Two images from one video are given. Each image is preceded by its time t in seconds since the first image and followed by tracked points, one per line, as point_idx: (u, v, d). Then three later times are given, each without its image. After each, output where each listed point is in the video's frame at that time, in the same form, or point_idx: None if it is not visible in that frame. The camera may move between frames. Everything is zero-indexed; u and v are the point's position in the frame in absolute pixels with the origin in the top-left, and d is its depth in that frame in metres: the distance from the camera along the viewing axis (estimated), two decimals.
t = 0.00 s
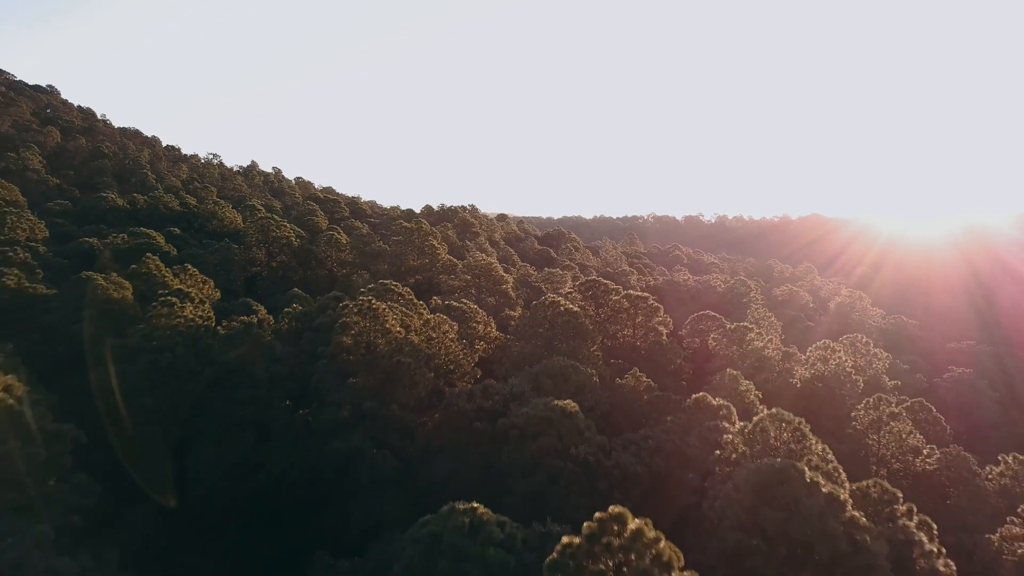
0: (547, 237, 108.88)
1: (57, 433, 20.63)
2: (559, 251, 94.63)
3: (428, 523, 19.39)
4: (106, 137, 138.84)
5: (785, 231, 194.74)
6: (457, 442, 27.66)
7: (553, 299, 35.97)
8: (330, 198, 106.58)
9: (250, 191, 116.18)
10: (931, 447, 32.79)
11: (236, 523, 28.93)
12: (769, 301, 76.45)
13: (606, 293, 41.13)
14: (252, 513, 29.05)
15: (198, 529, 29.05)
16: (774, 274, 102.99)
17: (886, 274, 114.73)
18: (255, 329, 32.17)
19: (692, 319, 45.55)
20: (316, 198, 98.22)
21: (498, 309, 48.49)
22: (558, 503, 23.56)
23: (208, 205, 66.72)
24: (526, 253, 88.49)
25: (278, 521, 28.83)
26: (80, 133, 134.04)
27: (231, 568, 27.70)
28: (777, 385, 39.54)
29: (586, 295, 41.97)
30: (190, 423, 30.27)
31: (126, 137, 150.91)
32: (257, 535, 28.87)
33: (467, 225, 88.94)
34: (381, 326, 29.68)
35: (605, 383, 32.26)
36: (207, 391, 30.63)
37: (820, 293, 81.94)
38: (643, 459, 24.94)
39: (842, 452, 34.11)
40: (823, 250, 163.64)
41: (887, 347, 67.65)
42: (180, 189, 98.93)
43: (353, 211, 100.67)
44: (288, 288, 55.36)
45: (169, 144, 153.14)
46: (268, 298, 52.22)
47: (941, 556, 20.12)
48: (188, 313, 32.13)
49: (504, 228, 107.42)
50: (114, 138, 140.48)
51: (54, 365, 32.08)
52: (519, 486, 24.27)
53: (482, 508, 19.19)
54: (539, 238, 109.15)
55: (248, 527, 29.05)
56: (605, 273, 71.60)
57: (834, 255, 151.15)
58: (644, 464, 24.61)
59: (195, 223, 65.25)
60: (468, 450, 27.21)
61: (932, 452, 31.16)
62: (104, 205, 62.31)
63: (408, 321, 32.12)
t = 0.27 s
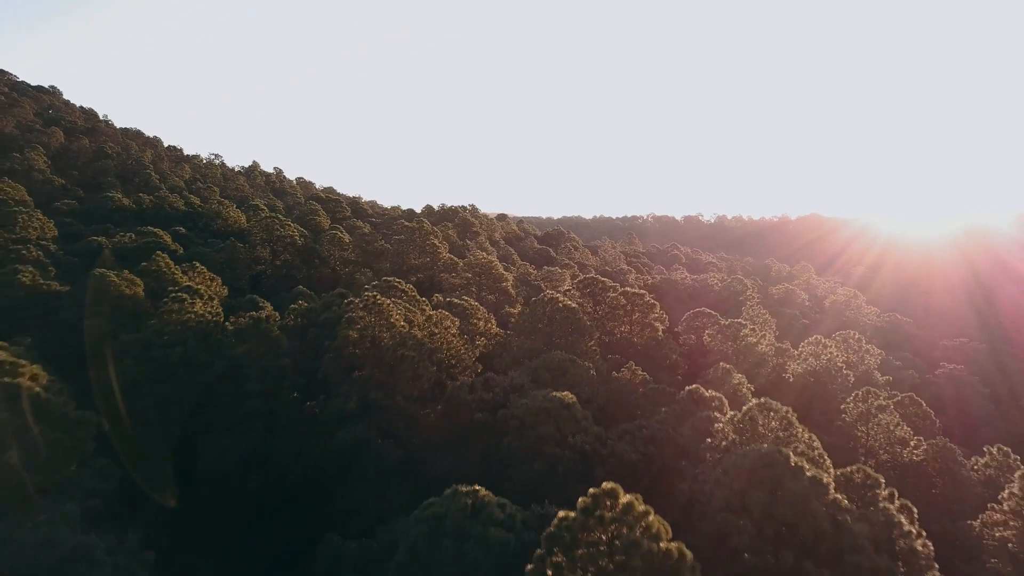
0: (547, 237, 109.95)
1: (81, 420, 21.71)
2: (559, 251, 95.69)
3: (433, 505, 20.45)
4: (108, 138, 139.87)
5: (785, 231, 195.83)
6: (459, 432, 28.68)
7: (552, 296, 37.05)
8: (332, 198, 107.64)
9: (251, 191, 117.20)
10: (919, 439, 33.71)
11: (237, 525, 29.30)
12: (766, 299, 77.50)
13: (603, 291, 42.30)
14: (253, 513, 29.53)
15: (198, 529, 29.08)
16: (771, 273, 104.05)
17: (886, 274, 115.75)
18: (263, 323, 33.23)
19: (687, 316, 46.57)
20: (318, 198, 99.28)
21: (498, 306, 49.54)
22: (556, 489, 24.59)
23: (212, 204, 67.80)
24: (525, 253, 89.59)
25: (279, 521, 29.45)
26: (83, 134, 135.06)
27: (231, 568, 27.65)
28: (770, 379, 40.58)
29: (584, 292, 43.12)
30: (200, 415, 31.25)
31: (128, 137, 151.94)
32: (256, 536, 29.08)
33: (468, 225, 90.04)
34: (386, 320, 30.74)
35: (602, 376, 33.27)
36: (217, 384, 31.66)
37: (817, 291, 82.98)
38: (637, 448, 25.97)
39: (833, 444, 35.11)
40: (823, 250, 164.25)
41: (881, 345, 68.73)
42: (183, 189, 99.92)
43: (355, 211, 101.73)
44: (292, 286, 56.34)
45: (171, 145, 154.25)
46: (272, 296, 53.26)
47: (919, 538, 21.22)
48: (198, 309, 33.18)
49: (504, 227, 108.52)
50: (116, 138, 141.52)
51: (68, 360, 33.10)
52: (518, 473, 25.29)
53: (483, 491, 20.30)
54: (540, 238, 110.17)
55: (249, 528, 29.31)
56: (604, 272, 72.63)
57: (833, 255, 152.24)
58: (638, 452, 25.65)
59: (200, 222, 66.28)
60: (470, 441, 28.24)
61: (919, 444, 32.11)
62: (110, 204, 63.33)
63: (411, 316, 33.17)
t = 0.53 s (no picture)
0: (546, 236, 110.90)
1: (102, 408, 22.88)
2: (558, 250, 96.68)
3: (437, 489, 21.52)
4: (110, 138, 140.98)
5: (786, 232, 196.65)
6: (461, 423, 29.73)
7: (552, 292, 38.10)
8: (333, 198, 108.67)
9: (253, 190, 118.28)
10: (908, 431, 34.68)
11: (237, 525, 29.47)
12: (762, 297, 78.49)
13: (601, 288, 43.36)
14: (253, 513, 29.95)
15: (198, 529, 28.91)
16: (769, 271, 105.02)
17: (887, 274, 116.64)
18: (270, 319, 34.28)
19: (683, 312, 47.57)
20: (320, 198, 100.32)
21: (498, 304, 50.54)
22: (554, 476, 25.63)
23: (216, 204, 68.87)
24: (525, 252, 90.56)
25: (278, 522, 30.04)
26: (85, 134, 136.14)
27: (232, 568, 27.70)
28: (764, 374, 41.59)
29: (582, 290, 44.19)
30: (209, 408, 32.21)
31: (130, 137, 153.10)
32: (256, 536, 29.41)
33: (468, 224, 91.06)
34: (390, 315, 31.82)
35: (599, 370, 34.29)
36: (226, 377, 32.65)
37: (813, 290, 83.93)
38: (632, 437, 26.99)
39: (823, 436, 36.12)
40: (823, 250, 165.14)
41: (877, 343, 69.70)
42: (186, 189, 101.03)
43: (356, 210, 102.74)
44: (296, 284, 57.36)
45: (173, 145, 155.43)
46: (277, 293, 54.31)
47: (901, 521, 22.24)
48: (207, 304, 34.23)
49: (504, 227, 109.51)
50: (118, 138, 142.61)
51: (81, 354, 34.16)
52: (518, 461, 26.32)
53: (485, 475, 21.40)
54: (540, 237, 111.08)
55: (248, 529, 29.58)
56: (602, 270, 73.64)
57: (833, 256, 153.24)
58: (633, 441, 26.68)
59: (204, 221, 67.34)
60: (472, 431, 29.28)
61: (907, 435, 32.95)
62: (116, 203, 64.41)
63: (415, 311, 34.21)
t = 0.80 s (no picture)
0: (546, 236, 111.96)
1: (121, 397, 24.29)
2: (558, 249, 97.85)
3: (441, 471, 22.81)
4: (113, 138, 142.20)
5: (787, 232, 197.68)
6: (463, 413, 30.95)
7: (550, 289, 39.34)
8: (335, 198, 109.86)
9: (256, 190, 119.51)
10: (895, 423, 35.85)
11: (237, 525, 29.28)
12: (759, 296, 79.68)
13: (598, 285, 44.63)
14: (253, 513, 29.89)
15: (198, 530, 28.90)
16: (766, 271, 106.23)
17: (887, 274, 117.75)
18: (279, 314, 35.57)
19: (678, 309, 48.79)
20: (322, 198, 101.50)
21: (498, 301, 51.77)
22: (551, 462, 26.88)
23: (220, 203, 70.15)
24: (525, 251, 91.69)
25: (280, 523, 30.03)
26: (89, 134, 137.31)
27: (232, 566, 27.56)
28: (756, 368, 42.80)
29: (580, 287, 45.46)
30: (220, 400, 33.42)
31: (132, 137, 154.34)
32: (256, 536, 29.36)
33: (469, 224, 92.25)
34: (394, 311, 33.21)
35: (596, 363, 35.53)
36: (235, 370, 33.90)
37: (809, 288, 85.13)
38: (626, 425, 28.23)
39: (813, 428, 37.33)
40: (823, 250, 166.16)
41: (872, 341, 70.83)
42: (190, 188, 102.23)
43: (358, 210, 103.94)
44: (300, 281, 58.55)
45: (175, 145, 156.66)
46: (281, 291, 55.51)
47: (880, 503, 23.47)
48: (217, 300, 35.54)
49: (504, 226, 110.67)
50: (121, 138, 143.86)
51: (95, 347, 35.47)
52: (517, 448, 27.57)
53: (487, 458, 22.72)
54: (540, 237, 112.18)
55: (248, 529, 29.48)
56: (601, 269, 74.81)
57: (832, 256, 154.40)
58: (627, 429, 27.92)
59: (209, 220, 68.57)
60: (473, 420, 30.50)
61: (893, 426, 34.10)
62: (123, 203, 65.64)
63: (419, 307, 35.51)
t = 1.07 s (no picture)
0: (546, 235, 112.76)
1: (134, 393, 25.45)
2: (558, 249, 98.76)
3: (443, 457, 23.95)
4: (116, 138, 143.17)
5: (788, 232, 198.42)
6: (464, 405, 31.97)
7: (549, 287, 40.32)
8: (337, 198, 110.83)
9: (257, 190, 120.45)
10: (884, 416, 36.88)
11: (237, 525, 30.16)
12: (756, 294, 80.64)
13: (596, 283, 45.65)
14: (253, 513, 30.75)
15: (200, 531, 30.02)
16: (764, 270, 107.14)
17: (887, 274, 118.71)
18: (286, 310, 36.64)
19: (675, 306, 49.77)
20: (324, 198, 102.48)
21: (498, 298, 52.76)
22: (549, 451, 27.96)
23: (225, 203, 71.16)
24: (525, 250, 92.59)
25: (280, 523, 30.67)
26: (91, 134, 138.23)
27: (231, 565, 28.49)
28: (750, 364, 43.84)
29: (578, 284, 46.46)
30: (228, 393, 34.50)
31: (134, 137, 155.27)
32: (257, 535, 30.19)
33: (469, 224, 93.18)
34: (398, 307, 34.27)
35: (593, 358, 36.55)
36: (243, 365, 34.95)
37: (807, 287, 86.08)
38: (622, 416, 29.28)
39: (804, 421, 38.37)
40: (823, 249, 167.07)
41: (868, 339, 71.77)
42: (193, 188, 103.21)
43: (360, 210, 104.89)
44: (303, 279, 59.56)
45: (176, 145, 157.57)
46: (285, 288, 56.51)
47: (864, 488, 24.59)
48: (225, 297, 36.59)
49: (505, 226, 111.57)
50: (123, 138, 144.82)
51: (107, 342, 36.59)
52: (516, 438, 28.64)
53: (487, 445, 23.77)
54: (540, 236, 113.04)
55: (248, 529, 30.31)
56: (600, 268, 75.78)
57: (832, 256, 155.30)
58: (623, 419, 28.98)
59: (213, 220, 69.60)
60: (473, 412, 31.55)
61: (882, 419, 35.15)
62: (129, 203, 66.66)
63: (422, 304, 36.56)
